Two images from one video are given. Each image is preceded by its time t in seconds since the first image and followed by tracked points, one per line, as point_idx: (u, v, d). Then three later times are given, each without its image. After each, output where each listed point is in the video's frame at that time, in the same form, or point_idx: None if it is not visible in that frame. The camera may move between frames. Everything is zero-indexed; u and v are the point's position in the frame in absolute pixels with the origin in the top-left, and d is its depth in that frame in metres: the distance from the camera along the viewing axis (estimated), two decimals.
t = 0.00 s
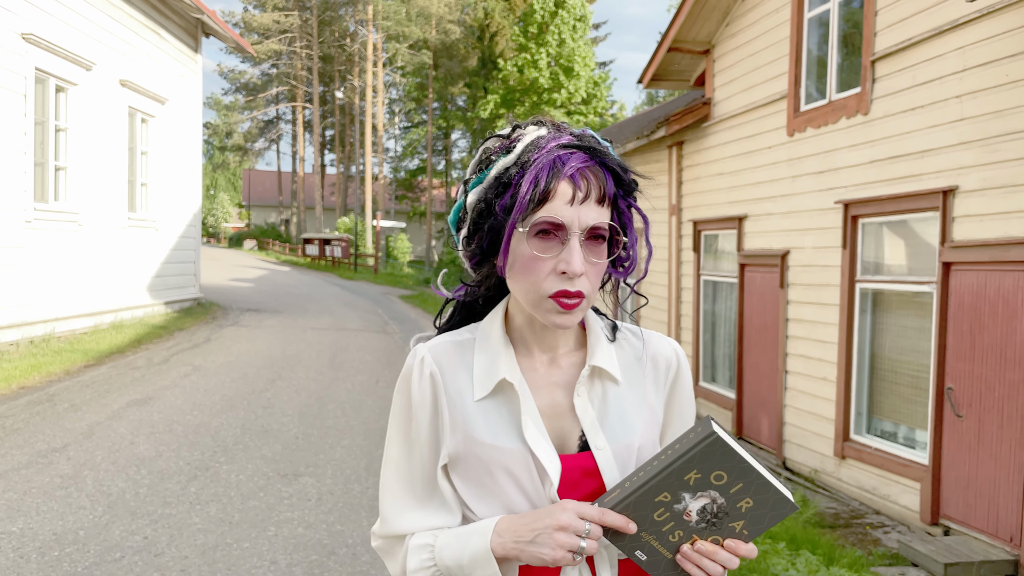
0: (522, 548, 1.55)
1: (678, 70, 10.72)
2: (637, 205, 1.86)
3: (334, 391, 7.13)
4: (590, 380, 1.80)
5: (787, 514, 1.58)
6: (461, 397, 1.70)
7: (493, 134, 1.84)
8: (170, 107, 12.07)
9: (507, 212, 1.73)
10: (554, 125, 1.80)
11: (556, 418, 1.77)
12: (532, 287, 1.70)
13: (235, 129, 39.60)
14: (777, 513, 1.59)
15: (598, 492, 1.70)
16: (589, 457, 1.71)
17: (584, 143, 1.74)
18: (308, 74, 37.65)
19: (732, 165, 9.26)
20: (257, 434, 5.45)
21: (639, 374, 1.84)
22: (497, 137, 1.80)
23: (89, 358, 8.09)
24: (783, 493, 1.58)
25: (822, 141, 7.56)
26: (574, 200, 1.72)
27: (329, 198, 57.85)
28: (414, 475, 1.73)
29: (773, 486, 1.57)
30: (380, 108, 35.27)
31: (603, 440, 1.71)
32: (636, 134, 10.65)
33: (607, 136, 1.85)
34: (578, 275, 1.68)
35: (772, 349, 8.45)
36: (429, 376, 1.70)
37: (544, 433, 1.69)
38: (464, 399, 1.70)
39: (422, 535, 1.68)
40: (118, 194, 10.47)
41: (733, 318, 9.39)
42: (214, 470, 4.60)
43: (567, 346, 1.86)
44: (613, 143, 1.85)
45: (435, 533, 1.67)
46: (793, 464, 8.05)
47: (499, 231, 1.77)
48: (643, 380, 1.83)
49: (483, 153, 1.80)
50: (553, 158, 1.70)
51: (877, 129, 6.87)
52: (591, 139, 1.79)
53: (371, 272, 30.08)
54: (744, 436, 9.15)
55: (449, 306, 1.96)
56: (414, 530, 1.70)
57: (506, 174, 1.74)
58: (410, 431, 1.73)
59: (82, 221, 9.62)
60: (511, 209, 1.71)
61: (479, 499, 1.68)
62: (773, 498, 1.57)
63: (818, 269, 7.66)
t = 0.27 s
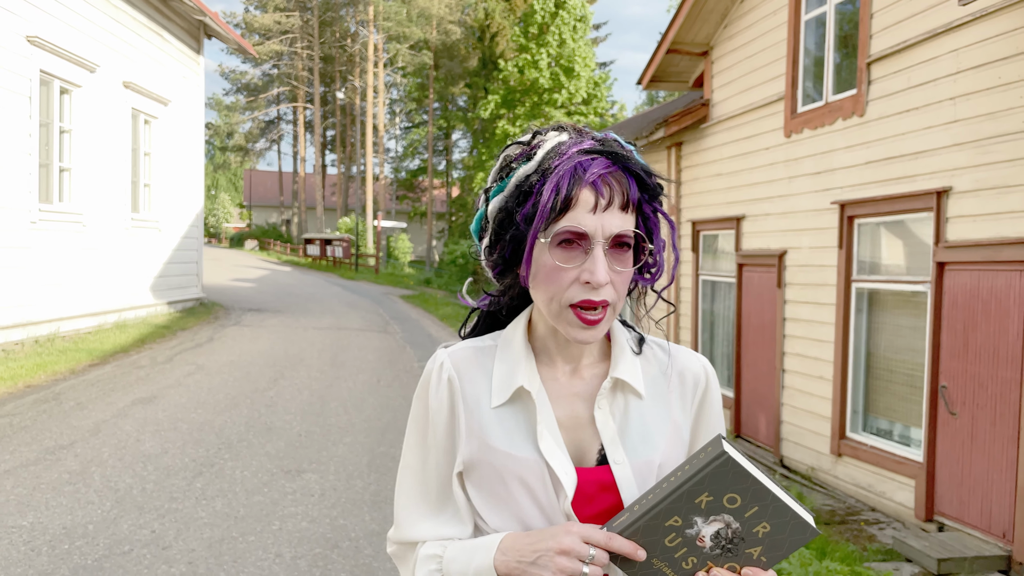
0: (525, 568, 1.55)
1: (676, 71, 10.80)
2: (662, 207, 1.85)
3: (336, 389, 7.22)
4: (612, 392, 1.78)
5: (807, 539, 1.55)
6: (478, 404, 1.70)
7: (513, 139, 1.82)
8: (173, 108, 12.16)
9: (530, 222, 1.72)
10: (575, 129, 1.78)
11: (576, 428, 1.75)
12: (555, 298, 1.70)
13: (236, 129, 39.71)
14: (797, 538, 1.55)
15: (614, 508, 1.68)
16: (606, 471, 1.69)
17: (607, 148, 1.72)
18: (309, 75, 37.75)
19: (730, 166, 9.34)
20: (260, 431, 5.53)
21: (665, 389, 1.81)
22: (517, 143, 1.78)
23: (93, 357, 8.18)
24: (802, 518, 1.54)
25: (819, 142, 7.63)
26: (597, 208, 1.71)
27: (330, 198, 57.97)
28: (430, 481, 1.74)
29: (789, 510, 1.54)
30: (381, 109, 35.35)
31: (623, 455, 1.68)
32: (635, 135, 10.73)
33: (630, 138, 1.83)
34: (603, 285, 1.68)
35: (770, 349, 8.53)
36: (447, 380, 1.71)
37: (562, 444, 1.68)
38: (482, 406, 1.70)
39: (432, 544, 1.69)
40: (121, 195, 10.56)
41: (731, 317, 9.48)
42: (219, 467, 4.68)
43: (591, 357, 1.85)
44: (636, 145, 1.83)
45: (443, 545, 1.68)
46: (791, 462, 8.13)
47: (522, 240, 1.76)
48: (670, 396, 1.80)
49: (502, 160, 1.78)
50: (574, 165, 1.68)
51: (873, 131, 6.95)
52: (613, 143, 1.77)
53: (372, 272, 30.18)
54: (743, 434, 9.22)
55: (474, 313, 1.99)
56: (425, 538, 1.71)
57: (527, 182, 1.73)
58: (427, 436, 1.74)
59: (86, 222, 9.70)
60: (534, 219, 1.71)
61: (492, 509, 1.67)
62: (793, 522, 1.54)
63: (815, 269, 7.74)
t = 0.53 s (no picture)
0: (520, 547, 1.55)
1: (673, 72, 10.89)
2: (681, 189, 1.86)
3: (336, 387, 7.31)
4: (625, 383, 1.80)
5: (821, 527, 1.55)
6: (486, 384, 1.74)
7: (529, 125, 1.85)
8: (174, 110, 12.26)
9: (549, 202, 1.72)
10: (591, 112, 1.80)
11: (585, 418, 1.78)
12: (575, 277, 1.69)
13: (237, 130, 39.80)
14: (810, 528, 1.55)
15: (616, 498, 1.69)
16: (610, 461, 1.70)
17: (624, 127, 1.73)
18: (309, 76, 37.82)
19: (726, 166, 9.44)
20: (260, 428, 5.63)
21: (679, 385, 1.84)
22: (533, 127, 1.80)
23: (96, 357, 8.28)
24: (814, 504, 1.55)
25: (813, 143, 7.73)
26: (615, 185, 1.71)
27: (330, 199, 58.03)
28: (431, 460, 1.76)
29: (802, 495, 1.55)
30: (380, 109, 35.41)
31: (629, 446, 1.71)
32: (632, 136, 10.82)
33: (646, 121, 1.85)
34: (625, 263, 1.66)
35: (765, 347, 8.62)
36: (456, 359, 1.74)
37: (568, 430, 1.71)
38: (489, 386, 1.73)
39: (428, 526, 1.72)
40: (123, 196, 10.66)
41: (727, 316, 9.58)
42: (221, 462, 4.78)
43: (605, 347, 1.88)
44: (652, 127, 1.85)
45: (440, 527, 1.71)
46: (787, 458, 8.22)
47: (541, 222, 1.77)
48: (682, 393, 1.83)
49: (519, 143, 1.80)
50: (592, 143, 1.69)
51: (865, 131, 7.04)
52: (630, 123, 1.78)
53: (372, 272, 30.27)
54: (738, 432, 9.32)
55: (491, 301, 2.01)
56: (422, 518, 1.73)
57: (544, 163, 1.74)
58: (433, 415, 1.77)
59: (89, 222, 9.80)
60: (553, 198, 1.71)
61: (490, 491, 1.69)
62: (808, 508, 1.55)
63: (809, 268, 7.83)
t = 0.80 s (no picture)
0: (508, 537, 1.54)
1: (670, 73, 10.99)
2: (680, 193, 1.82)
3: (336, 384, 7.43)
4: (611, 381, 1.79)
5: (800, 540, 1.50)
6: (475, 375, 1.74)
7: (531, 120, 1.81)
8: (177, 111, 12.39)
9: (546, 200, 1.70)
10: (594, 110, 1.76)
11: (570, 412, 1.78)
12: (569, 276, 1.66)
13: (239, 131, 39.98)
14: (788, 539, 1.51)
15: (595, 493, 1.69)
16: (591, 456, 1.71)
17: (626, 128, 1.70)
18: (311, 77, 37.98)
19: (722, 167, 9.54)
20: (261, 424, 5.75)
21: (665, 384, 1.82)
22: (536, 122, 1.77)
23: (100, 354, 8.41)
24: (795, 517, 1.51)
25: (807, 143, 7.83)
26: (614, 186, 1.68)
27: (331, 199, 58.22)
28: (420, 449, 1.76)
29: (783, 507, 1.51)
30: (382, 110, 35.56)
31: (610, 442, 1.70)
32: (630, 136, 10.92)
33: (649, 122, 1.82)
34: (618, 264, 1.64)
35: (760, 345, 8.72)
36: (449, 349, 1.75)
37: (552, 425, 1.72)
38: (479, 377, 1.74)
39: (418, 511, 1.72)
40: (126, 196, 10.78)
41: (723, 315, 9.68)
42: (222, 456, 4.89)
43: (594, 343, 1.87)
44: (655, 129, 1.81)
45: (429, 512, 1.71)
46: (781, 455, 8.31)
47: (537, 219, 1.74)
48: (668, 392, 1.82)
49: (520, 139, 1.77)
50: (592, 143, 1.66)
51: (857, 132, 7.14)
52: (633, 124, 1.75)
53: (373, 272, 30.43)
54: (734, 429, 9.42)
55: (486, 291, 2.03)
56: (411, 504, 1.74)
57: (544, 160, 1.71)
58: (424, 404, 1.77)
59: (92, 222, 9.92)
60: (550, 196, 1.68)
61: (475, 482, 1.69)
62: (786, 521, 1.51)
63: (803, 267, 7.93)
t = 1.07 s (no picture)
0: (496, 537, 1.64)
1: (669, 76, 11.09)
2: (664, 205, 1.91)
3: (338, 384, 7.54)
4: (599, 383, 1.88)
5: (768, 549, 1.58)
6: (469, 378, 1.84)
7: (522, 131, 1.91)
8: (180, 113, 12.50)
9: (531, 213, 1.80)
10: (581, 124, 1.86)
11: (559, 412, 1.88)
12: (552, 288, 1.78)
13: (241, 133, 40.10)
14: (756, 548, 1.60)
15: (583, 492, 1.79)
16: (579, 456, 1.80)
17: (610, 145, 1.79)
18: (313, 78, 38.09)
19: (720, 169, 9.64)
20: (265, 422, 5.86)
21: (651, 385, 1.91)
22: (525, 135, 1.87)
23: (106, 354, 8.52)
24: (765, 528, 1.58)
25: (803, 145, 7.92)
26: (595, 203, 1.78)
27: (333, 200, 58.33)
28: (419, 447, 1.87)
29: (753, 519, 1.58)
30: (384, 111, 35.67)
31: (597, 443, 1.79)
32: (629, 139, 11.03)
33: (636, 135, 1.90)
34: (597, 278, 1.74)
35: (757, 345, 8.82)
36: (444, 352, 1.86)
37: (542, 427, 1.81)
38: (472, 380, 1.84)
39: (417, 506, 1.84)
40: (130, 198, 10.89)
41: (721, 315, 9.78)
42: (227, 453, 5.00)
43: (584, 345, 1.96)
44: (642, 142, 1.90)
45: (427, 508, 1.83)
46: (778, 454, 8.41)
47: (524, 230, 1.85)
48: (653, 393, 1.90)
49: (510, 151, 1.87)
50: (576, 159, 1.75)
51: (852, 135, 7.24)
52: (618, 139, 1.84)
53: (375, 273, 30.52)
54: (732, 428, 9.52)
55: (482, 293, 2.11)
56: (411, 500, 1.86)
57: (531, 174, 1.81)
58: (422, 405, 1.88)
59: (97, 224, 10.04)
60: (535, 210, 1.79)
61: (470, 480, 1.80)
62: (756, 532, 1.58)
63: (799, 268, 8.03)
